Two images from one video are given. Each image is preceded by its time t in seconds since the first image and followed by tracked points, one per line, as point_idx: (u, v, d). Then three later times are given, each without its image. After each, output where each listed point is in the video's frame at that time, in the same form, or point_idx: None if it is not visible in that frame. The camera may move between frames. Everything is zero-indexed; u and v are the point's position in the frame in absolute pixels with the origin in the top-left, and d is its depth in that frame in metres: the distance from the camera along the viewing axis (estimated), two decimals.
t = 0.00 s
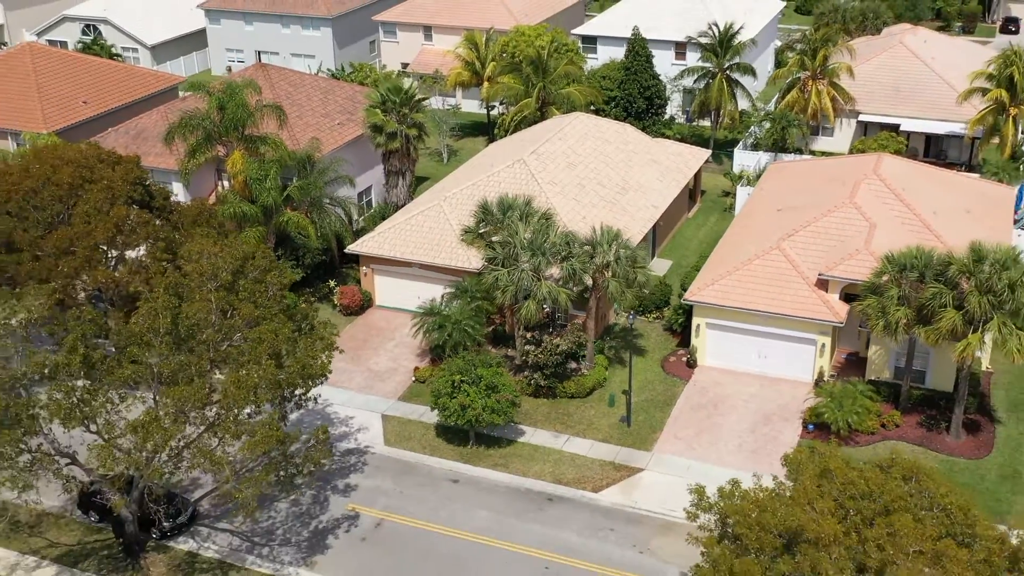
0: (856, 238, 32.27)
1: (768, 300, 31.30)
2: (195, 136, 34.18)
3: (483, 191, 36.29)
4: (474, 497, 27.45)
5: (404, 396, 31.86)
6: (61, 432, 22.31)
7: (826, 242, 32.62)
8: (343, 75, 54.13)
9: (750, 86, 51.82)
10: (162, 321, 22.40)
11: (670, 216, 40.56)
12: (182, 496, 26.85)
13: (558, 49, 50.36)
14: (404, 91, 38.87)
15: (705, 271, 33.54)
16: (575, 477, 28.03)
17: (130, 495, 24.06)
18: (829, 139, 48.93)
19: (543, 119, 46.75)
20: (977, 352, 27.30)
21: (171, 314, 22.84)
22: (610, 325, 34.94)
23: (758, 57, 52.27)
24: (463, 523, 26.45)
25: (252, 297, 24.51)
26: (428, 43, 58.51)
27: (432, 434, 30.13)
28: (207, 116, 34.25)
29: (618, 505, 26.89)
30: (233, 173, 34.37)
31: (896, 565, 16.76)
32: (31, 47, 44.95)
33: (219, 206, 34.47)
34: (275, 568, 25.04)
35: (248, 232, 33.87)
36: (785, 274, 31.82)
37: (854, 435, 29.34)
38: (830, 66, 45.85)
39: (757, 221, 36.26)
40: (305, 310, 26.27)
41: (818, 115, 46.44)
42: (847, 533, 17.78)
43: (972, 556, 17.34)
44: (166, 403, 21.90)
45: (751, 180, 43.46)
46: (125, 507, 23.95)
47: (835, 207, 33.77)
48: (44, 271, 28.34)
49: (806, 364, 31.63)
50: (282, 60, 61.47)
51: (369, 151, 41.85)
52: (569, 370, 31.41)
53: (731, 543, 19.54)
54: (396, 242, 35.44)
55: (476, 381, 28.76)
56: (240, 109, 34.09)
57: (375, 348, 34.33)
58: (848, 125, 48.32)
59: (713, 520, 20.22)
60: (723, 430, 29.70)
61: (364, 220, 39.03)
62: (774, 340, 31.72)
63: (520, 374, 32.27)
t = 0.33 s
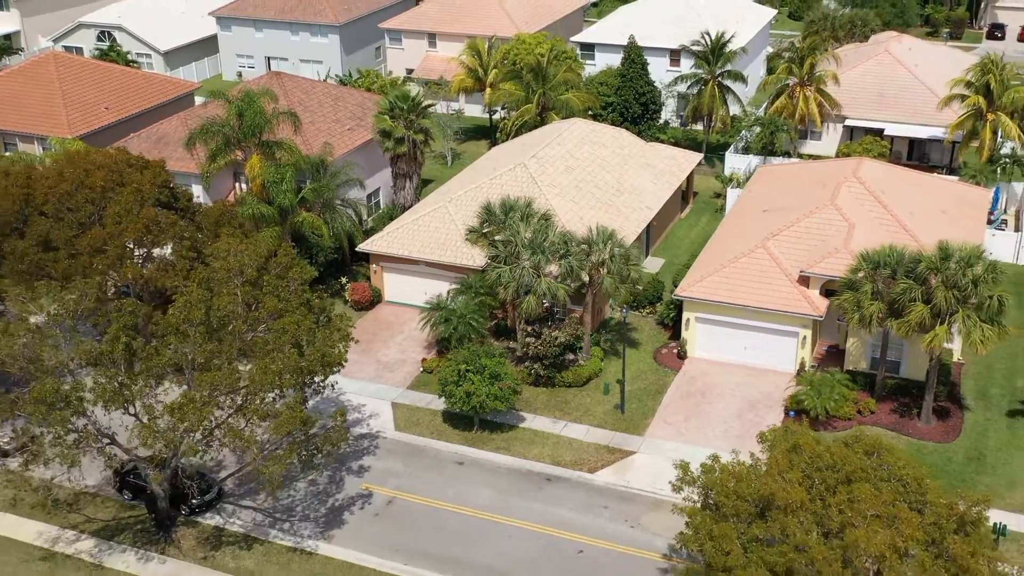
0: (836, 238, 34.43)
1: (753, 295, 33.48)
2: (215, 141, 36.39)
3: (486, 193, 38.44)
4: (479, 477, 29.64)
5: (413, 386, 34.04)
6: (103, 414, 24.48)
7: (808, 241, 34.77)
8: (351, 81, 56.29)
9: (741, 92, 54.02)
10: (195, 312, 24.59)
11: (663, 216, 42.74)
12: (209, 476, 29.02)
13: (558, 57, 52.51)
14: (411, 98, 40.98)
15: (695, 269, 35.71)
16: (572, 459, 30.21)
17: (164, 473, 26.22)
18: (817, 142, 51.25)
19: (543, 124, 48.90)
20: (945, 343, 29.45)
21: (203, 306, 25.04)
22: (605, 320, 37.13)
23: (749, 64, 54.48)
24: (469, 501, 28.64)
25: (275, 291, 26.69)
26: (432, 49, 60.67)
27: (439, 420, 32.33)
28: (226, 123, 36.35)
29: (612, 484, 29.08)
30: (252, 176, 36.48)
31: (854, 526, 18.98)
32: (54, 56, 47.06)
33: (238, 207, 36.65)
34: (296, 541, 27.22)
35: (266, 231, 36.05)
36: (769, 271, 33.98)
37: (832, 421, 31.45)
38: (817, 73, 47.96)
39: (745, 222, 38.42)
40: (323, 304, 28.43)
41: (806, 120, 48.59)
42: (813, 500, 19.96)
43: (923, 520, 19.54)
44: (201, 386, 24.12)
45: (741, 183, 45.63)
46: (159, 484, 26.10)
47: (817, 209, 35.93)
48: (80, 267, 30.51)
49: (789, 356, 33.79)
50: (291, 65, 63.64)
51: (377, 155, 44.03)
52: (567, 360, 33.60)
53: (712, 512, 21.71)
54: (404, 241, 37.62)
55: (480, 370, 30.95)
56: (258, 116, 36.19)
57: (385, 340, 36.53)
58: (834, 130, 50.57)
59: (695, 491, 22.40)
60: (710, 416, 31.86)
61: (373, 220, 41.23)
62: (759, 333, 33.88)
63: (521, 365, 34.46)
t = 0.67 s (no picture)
0: (818, 237, 36.66)
1: (739, 291, 35.71)
2: (233, 146, 38.40)
3: (489, 195, 40.65)
4: (482, 460, 31.88)
5: (420, 376, 36.28)
6: (139, 399, 26.69)
7: (792, 240, 36.99)
8: (358, 86, 58.50)
9: (733, 98, 56.25)
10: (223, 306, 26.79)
11: (657, 217, 44.98)
12: (233, 459, 31.24)
13: (557, 63, 54.71)
14: (417, 105, 43.19)
15: (686, 266, 37.96)
16: (569, 443, 32.43)
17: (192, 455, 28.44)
18: (805, 146, 53.53)
19: (543, 128, 51.08)
20: (916, 335, 31.63)
21: (231, 300, 27.25)
22: (601, 314, 39.37)
23: (740, 70, 56.73)
24: (473, 481, 30.86)
25: (295, 287, 28.90)
26: (435, 55, 62.92)
27: (445, 407, 34.57)
28: (243, 129, 38.47)
29: (607, 466, 31.31)
30: (268, 179, 38.68)
31: (821, 495, 21.19)
32: (77, 63, 49.26)
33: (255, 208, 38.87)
34: (314, 518, 29.43)
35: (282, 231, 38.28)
36: (755, 269, 36.20)
37: (813, 408, 33.63)
38: (805, 80, 50.14)
39: (734, 222, 40.66)
40: (338, 298, 30.63)
41: (794, 125, 50.77)
42: (785, 473, 22.16)
43: (883, 490, 21.73)
44: (229, 373, 26.36)
45: (731, 185, 47.85)
46: (189, 464, 28.32)
47: (800, 210, 38.15)
48: (110, 264, 32.70)
49: (773, 348, 36.00)
50: (299, 71, 65.87)
51: (384, 158, 46.24)
52: (565, 352, 35.85)
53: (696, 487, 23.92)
54: (412, 239, 39.86)
55: (484, 360, 33.19)
56: (274, 122, 38.33)
57: (394, 334, 38.80)
58: (822, 134, 52.81)
59: (681, 468, 24.62)
60: (699, 404, 34.09)
61: (381, 221, 43.50)
62: (744, 326, 36.09)
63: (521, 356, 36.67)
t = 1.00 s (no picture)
0: (802, 238, 38.86)
1: (728, 288, 37.90)
2: (249, 152, 40.50)
3: (491, 197, 42.82)
4: (485, 446, 34.09)
5: (427, 368, 38.48)
6: (169, 387, 28.88)
7: (778, 240, 39.17)
8: (364, 92, 60.67)
9: (725, 103, 58.50)
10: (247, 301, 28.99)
11: (651, 218, 47.18)
12: (252, 445, 33.44)
13: (557, 70, 56.91)
14: (423, 111, 45.36)
15: (677, 265, 40.15)
16: (567, 430, 34.63)
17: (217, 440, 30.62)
18: (794, 149, 55.75)
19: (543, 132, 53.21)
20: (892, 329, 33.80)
21: (253, 295, 29.46)
22: (597, 310, 41.57)
23: (732, 77, 58.98)
24: (478, 465, 33.07)
25: (312, 284, 31.10)
26: (439, 61, 65.11)
27: (450, 397, 36.78)
28: (259, 135, 40.58)
29: (602, 451, 33.51)
30: (283, 182, 40.86)
31: (794, 472, 23.45)
32: (96, 71, 51.46)
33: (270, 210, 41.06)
34: (329, 499, 31.62)
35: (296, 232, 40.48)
36: (743, 267, 38.39)
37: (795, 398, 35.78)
38: (793, 86, 52.24)
39: (724, 223, 42.86)
40: (351, 294, 32.83)
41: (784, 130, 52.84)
42: (761, 452, 24.35)
43: (851, 468, 23.89)
44: (252, 362, 28.57)
45: (722, 187, 50.03)
46: (214, 448, 30.50)
47: (786, 212, 40.34)
48: (137, 263, 34.89)
49: (759, 342, 38.18)
50: (306, 76, 68.10)
51: (391, 162, 48.43)
52: (563, 346, 38.06)
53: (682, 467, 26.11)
54: (418, 239, 42.05)
55: (487, 353, 35.39)
56: (287, 128, 40.46)
57: (402, 329, 41.04)
58: (810, 138, 55.02)
59: (669, 450, 26.80)
60: (689, 394, 36.28)
61: (389, 222, 45.73)
62: (732, 322, 38.28)
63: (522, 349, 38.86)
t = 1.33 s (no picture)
0: (787, 238, 41.06)
1: (717, 286, 40.07)
2: (263, 156, 42.58)
3: (493, 199, 44.99)
4: (488, 433, 36.31)
5: (432, 361, 40.70)
6: (194, 377, 31.04)
7: (765, 239, 41.37)
8: (370, 97, 62.88)
9: (717, 108, 60.84)
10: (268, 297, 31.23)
11: (645, 219, 49.43)
12: (269, 433, 35.65)
13: (556, 76, 59.16)
14: (428, 117, 47.54)
15: (670, 264, 42.36)
16: (564, 419, 36.85)
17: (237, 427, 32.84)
18: (784, 153, 57.99)
19: (542, 137, 55.36)
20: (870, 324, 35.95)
21: (273, 291, 31.67)
22: (594, 307, 43.82)
23: (723, 83, 61.41)
24: (481, 452, 35.28)
25: (327, 281, 33.35)
26: (441, 67, 67.32)
27: (455, 388, 39.00)
28: (272, 141, 42.61)
29: (597, 438, 35.72)
30: (296, 185, 43.03)
31: (771, 452, 25.69)
32: (114, 79, 53.69)
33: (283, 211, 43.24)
34: (342, 482, 33.82)
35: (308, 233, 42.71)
36: (732, 266, 40.59)
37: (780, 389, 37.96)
38: (783, 93, 54.18)
39: (713, 224, 45.06)
40: (363, 291, 35.05)
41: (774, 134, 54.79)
42: (742, 435, 26.56)
43: (824, 449, 26.04)
44: (273, 354, 30.79)
45: (714, 190, 52.22)
46: (235, 434, 32.71)
47: (773, 213, 42.56)
48: (160, 262, 37.15)
49: (746, 337, 40.37)
50: (313, 82, 70.31)
51: (397, 166, 50.67)
52: (559, 341, 40.33)
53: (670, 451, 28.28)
54: (423, 239, 44.28)
55: (489, 347, 37.59)
56: (299, 132, 42.21)
57: (408, 324, 43.31)
58: (799, 142, 57.26)
59: (658, 434, 28.96)
60: (680, 385, 38.48)
61: (395, 223, 47.97)
62: (721, 317, 40.45)
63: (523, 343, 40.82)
